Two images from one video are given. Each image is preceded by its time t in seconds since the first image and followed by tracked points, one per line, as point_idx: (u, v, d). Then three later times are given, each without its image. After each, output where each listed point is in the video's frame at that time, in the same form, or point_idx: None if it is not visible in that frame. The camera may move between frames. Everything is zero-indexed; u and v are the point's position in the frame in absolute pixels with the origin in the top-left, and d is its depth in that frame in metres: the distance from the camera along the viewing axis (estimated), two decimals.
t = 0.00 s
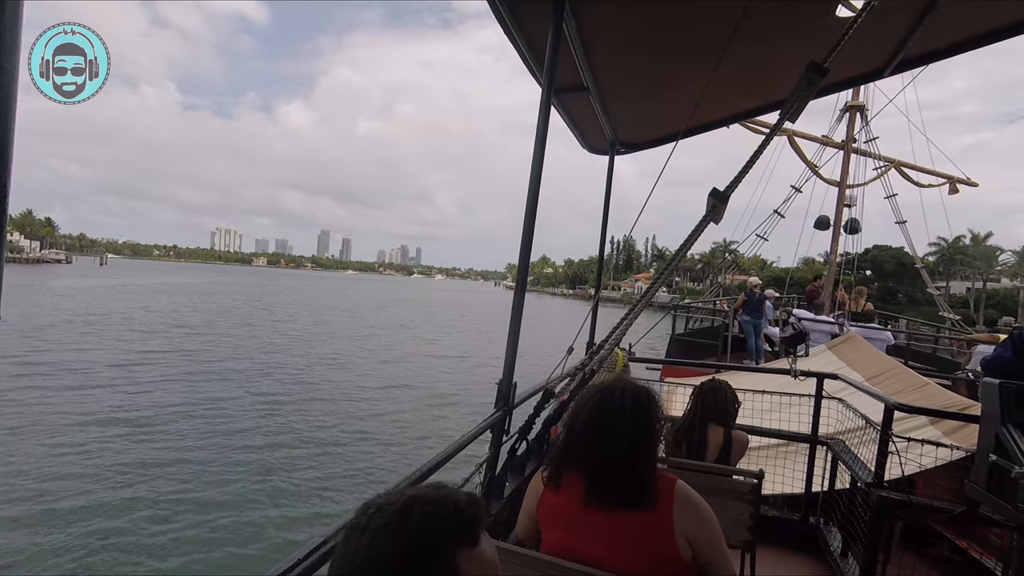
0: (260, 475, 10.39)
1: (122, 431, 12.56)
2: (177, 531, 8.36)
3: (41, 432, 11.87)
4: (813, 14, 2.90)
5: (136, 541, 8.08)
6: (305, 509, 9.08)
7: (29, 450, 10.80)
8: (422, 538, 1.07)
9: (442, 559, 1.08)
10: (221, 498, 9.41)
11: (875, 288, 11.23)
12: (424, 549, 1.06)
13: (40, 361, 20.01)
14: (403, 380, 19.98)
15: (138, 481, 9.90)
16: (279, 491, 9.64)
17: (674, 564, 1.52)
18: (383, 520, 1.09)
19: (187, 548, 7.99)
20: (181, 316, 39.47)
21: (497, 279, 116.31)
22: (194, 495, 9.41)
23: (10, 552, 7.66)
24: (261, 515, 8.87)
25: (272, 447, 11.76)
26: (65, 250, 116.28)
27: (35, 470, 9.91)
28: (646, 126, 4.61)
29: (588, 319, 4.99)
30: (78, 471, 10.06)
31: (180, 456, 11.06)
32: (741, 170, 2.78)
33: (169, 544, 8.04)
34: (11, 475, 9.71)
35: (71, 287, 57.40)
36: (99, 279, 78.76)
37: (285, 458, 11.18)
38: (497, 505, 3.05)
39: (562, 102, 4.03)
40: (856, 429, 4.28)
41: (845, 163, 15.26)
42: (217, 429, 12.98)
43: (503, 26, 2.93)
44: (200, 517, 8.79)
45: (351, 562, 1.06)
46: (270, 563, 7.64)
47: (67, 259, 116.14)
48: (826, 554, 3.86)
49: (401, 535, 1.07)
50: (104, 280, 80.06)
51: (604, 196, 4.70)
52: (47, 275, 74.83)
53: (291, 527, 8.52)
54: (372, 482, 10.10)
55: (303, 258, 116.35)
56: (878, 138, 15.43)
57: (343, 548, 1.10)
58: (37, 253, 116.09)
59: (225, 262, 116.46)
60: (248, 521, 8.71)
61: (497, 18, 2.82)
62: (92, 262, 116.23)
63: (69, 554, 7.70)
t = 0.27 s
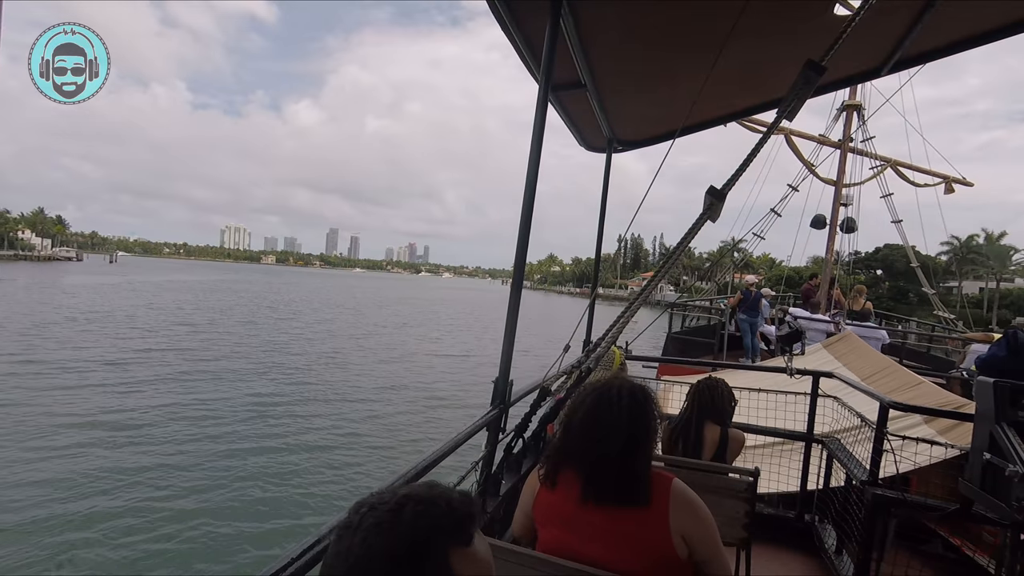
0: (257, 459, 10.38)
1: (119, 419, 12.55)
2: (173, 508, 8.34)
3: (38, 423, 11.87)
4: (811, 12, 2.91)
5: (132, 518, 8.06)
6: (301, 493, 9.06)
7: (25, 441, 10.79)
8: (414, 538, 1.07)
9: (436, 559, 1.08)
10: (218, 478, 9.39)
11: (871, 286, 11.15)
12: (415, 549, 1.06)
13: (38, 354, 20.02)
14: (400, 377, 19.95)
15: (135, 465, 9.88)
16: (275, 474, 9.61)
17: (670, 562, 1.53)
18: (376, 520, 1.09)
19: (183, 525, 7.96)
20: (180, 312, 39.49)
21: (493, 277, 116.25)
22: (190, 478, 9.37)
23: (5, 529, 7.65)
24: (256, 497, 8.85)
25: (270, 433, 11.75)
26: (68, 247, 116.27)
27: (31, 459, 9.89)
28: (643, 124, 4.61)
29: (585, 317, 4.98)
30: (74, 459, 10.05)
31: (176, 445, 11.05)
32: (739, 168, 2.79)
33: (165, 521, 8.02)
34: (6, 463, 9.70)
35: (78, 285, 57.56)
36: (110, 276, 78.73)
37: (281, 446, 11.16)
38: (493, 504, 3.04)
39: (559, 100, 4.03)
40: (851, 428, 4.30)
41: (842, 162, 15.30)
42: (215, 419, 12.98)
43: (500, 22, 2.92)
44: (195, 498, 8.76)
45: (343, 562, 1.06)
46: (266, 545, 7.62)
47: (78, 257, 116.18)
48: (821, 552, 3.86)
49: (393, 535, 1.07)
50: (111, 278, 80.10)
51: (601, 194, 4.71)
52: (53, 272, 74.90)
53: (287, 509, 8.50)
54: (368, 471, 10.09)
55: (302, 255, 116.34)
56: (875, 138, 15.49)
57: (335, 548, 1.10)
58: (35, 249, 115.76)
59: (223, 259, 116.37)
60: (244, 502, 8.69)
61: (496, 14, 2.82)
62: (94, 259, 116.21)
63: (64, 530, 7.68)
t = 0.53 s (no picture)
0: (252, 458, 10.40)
1: (117, 418, 12.59)
2: (167, 510, 8.36)
3: (35, 423, 11.90)
4: (809, 9, 2.91)
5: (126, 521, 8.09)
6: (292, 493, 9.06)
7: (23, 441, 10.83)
8: (408, 537, 1.06)
9: (431, 558, 1.07)
10: (211, 480, 9.41)
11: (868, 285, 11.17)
12: (411, 549, 1.06)
13: (37, 352, 20.10)
14: (397, 374, 19.97)
15: (131, 466, 9.91)
16: (273, 478, 9.62)
17: (668, 562, 1.53)
18: (372, 519, 1.08)
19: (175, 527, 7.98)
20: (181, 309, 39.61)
21: (491, 274, 116.24)
22: (187, 480, 9.36)
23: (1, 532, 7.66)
24: (249, 498, 8.86)
25: (266, 435, 11.78)
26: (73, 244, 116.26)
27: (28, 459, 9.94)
28: (641, 120, 4.62)
29: (582, 314, 4.99)
30: (71, 460, 10.09)
31: (174, 443, 11.09)
32: (736, 165, 2.80)
33: (157, 524, 8.05)
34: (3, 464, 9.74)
35: (87, 283, 57.94)
36: (114, 272, 78.61)
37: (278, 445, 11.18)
38: (489, 501, 3.05)
39: (556, 96, 4.03)
40: (847, 425, 4.32)
41: (838, 160, 15.31)
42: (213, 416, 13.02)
43: (498, 16, 2.92)
44: (189, 498, 8.77)
45: (338, 561, 1.05)
46: (261, 545, 7.67)
47: (89, 254, 116.23)
48: (816, 548, 3.89)
49: (388, 534, 1.06)
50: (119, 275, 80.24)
51: (598, 191, 4.71)
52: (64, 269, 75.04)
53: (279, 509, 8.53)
54: (364, 470, 10.12)
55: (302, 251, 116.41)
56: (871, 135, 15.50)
57: (329, 548, 1.09)
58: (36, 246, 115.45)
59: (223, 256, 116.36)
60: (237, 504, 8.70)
61: (493, 9, 2.81)
62: (100, 255, 116.20)
63: (57, 533, 7.70)
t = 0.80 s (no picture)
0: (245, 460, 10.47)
1: (115, 416, 12.64)
2: (161, 511, 8.41)
3: (33, 422, 11.94)
4: (807, 7, 2.94)
5: (124, 519, 8.14)
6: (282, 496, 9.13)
7: (21, 440, 10.88)
8: (405, 536, 1.06)
9: (429, 557, 1.07)
10: (207, 481, 9.49)
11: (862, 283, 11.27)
12: (409, 547, 1.06)
13: (33, 350, 20.04)
14: (395, 371, 20.01)
15: (128, 466, 9.95)
16: (271, 479, 9.63)
17: (665, 564, 1.52)
18: (368, 519, 1.08)
19: (171, 526, 8.04)
20: (182, 305, 39.73)
21: (489, 272, 116.27)
22: (185, 481, 9.36)
23: None
24: (243, 498, 8.92)
25: (260, 437, 11.84)
26: (79, 239, 116.22)
27: (24, 460, 9.97)
28: (639, 117, 4.64)
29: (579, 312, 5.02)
30: (68, 459, 10.12)
31: (171, 442, 11.13)
32: (734, 164, 2.83)
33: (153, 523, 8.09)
34: (1, 463, 9.78)
35: (86, 279, 57.93)
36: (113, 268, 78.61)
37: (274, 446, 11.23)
38: (487, 498, 3.07)
39: (554, 93, 4.05)
40: (843, 422, 4.35)
41: (834, 158, 15.37)
42: (210, 415, 13.06)
43: (496, 13, 2.94)
44: (184, 498, 8.82)
45: (335, 561, 1.05)
46: (258, 544, 7.68)
47: (98, 249, 116.22)
48: (812, 545, 3.93)
49: (386, 532, 1.06)
50: (125, 271, 80.38)
51: (596, 189, 4.74)
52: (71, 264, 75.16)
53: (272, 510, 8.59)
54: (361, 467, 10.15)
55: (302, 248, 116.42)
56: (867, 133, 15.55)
57: (327, 546, 1.09)
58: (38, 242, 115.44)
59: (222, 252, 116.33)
60: (231, 503, 8.77)
61: (492, 6, 2.83)
62: (102, 251, 116.21)
63: (53, 533, 7.74)
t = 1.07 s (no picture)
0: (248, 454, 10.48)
1: (114, 412, 12.65)
2: (164, 503, 8.42)
3: (31, 418, 11.95)
4: (806, 7, 2.99)
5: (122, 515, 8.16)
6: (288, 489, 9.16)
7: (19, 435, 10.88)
8: (404, 535, 1.03)
9: (429, 556, 1.04)
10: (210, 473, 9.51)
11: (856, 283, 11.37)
12: (409, 546, 1.03)
13: (28, 346, 19.98)
14: (392, 368, 20.06)
15: (126, 460, 9.97)
16: (268, 473, 9.64)
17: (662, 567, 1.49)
18: (369, 517, 1.05)
19: (172, 520, 8.05)
20: (181, 301, 39.75)
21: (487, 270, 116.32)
22: (180, 474, 9.36)
23: None
24: (246, 491, 8.93)
25: (260, 431, 11.84)
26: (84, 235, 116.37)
27: (24, 453, 9.98)
28: (638, 116, 4.70)
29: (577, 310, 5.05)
30: (62, 452, 10.12)
31: (169, 438, 11.15)
32: (731, 162, 2.88)
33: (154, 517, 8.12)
34: None
35: (87, 275, 57.94)
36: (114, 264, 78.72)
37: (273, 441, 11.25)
38: (483, 496, 3.11)
39: (553, 90, 4.09)
40: (838, 421, 4.40)
41: (829, 158, 15.45)
42: (208, 412, 13.09)
43: (496, 10, 2.98)
44: (185, 491, 8.84)
45: (334, 561, 1.02)
46: (254, 537, 7.69)
47: (105, 245, 116.20)
48: (807, 543, 3.99)
49: (387, 530, 1.03)
50: (130, 267, 80.44)
51: (594, 187, 4.79)
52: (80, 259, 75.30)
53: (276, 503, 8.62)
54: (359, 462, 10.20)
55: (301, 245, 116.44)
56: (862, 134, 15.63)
57: (325, 545, 1.06)
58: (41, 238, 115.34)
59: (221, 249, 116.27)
60: (235, 496, 8.80)
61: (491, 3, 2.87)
62: (104, 247, 116.33)
63: (54, 526, 7.75)
